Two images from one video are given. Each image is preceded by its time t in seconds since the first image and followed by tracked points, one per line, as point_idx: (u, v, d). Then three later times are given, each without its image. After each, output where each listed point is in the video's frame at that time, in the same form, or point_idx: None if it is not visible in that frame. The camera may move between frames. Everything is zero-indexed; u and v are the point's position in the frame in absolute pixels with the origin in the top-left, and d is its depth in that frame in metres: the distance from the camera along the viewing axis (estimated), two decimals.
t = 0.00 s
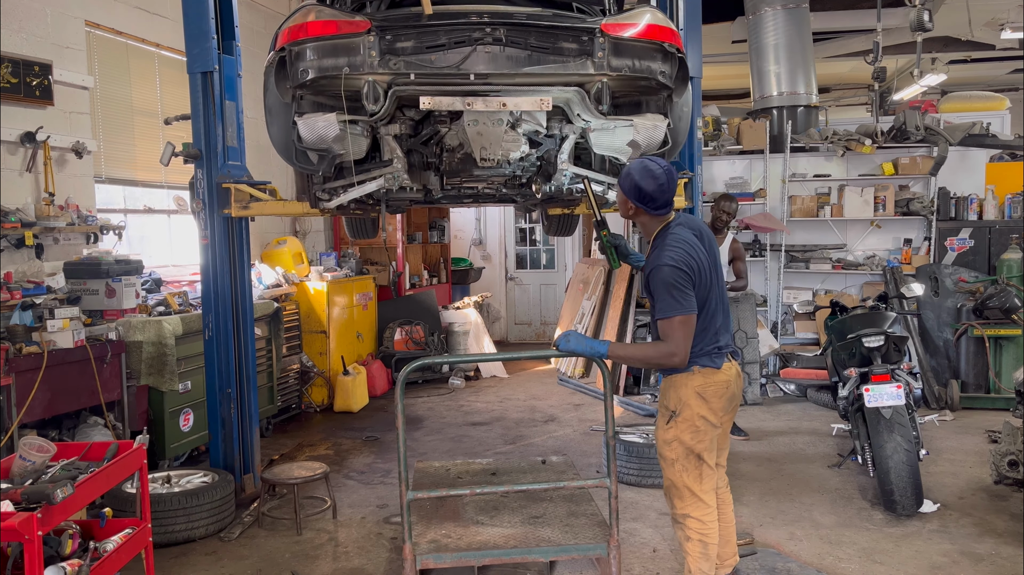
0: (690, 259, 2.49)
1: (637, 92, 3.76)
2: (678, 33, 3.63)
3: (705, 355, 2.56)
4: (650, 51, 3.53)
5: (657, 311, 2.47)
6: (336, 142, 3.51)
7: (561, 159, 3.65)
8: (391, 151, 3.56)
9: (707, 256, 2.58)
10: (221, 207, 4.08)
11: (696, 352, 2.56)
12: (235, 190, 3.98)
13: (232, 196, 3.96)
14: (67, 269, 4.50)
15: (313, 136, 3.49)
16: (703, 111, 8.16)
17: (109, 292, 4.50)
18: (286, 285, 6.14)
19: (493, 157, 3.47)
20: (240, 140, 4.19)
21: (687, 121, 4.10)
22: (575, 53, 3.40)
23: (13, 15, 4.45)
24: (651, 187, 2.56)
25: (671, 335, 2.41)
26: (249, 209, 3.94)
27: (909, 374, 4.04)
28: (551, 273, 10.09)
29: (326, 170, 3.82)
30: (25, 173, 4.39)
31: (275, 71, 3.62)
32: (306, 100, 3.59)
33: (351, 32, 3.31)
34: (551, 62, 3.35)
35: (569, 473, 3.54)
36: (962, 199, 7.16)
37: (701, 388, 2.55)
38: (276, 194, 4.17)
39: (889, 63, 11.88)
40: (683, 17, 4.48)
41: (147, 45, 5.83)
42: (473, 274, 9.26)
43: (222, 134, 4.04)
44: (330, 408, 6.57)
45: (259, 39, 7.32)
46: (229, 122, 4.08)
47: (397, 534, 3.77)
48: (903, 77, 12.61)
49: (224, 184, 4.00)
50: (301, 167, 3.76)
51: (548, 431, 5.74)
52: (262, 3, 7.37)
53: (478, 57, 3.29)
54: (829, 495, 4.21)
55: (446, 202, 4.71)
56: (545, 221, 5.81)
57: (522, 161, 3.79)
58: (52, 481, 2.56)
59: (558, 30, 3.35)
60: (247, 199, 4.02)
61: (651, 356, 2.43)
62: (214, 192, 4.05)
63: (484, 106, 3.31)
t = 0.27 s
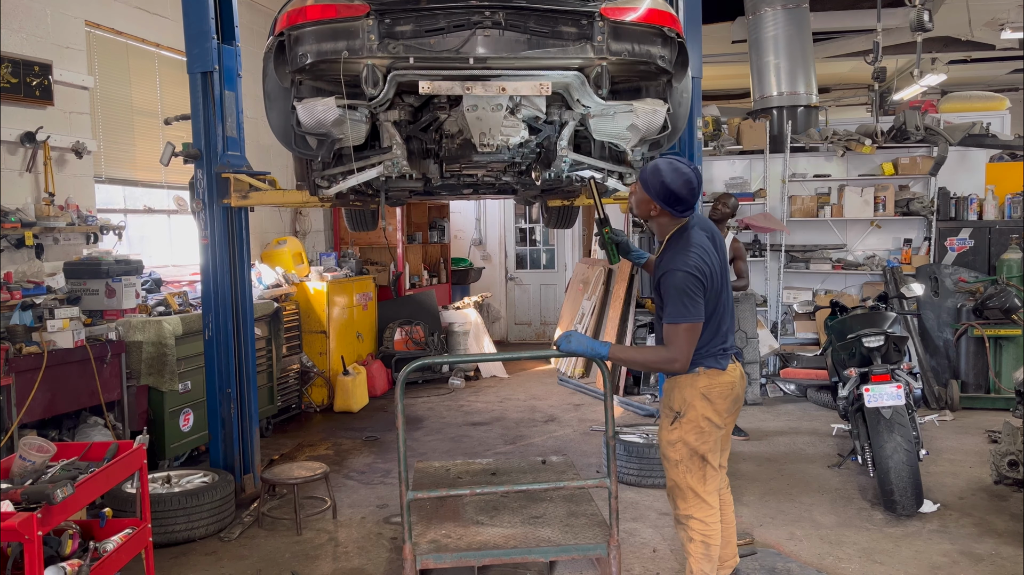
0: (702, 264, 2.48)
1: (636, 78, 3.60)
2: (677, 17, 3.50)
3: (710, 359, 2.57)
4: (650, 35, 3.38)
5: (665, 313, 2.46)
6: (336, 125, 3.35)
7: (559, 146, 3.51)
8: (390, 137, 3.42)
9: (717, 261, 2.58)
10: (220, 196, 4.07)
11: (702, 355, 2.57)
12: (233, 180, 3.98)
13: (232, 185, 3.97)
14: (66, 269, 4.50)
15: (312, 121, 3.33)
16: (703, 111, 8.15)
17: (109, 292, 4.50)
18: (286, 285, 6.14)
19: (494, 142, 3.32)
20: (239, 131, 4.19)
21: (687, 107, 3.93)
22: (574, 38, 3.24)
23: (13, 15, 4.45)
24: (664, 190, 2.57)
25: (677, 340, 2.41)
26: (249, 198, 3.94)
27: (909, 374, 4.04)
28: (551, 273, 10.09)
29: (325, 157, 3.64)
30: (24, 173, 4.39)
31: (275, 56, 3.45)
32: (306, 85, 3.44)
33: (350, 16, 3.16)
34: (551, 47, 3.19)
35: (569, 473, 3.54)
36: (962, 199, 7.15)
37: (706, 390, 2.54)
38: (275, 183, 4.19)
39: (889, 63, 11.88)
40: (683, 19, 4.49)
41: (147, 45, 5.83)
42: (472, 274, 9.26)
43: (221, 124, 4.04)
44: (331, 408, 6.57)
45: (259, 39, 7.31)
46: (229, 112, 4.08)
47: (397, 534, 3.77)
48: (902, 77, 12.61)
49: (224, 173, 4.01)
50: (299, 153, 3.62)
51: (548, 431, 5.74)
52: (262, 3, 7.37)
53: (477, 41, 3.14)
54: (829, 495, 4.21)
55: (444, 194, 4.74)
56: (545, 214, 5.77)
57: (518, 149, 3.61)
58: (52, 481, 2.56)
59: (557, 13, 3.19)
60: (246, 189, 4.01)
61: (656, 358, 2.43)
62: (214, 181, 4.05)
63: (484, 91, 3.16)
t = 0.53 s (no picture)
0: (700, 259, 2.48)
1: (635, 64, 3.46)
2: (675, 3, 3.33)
3: (708, 356, 2.56)
4: (650, 21, 3.23)
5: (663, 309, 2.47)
6: (337, 113, 3.27)
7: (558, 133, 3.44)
8: (389, 126, 3.33)
9: (716, 257, 2.58)
10: (219, 188, 4.06)
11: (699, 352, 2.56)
12: (233, 172, 4.00)
13: (231, 176, 3.99)
14: (67, 269, 4.49)
15: (311, 108, 3.25)
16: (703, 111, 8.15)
17: (109, 292, 4.50)
18: (286, 285, 6.15)
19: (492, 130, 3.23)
20: (239, 123, 4.21)
21: (686, 93, 3.81)
22: (574, 24, 3.11)
23: (13, 15, 4.44)
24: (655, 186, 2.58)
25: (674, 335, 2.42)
26: (249, 189, 3.95)
27: (909, 374, 4.04)
28: (551, 273, 10.09)
29: (324, 145, 3.63)
30: (24, 173, 4.39)
31: (275, 43, 3.33)
32: (305, 73, 3.36)
33: (349, 2, 3.03)
34: (552, 35, 3.07)
35: (569, 473, 3.54)
36: (962, 199, 7.15)
37: (702, 391, 2.54)
38: (275, 175, 4.22)
39: (889, 63, 11.88)
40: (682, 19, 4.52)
41: (146, 45, 5.83)
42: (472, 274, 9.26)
43: (222, 117, 4.05)
44: (331, 408, 6.57)
45: (258, 38, 7.31)
46: (228, 106, 4.09)
47: (397, 534, 3.77)
48: (903, 78, 12.61)
49: (223, 165, 4.00)
50: (299, 140, 3.60)
51: (548, 430, 5.74)
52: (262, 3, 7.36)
53: (477, 27, 3.01)
54: (829, 495, 4.21)
55: (444, 185, 4.74)
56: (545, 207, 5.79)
57: (518, 135, 3.54)
58: (52, 481, 2.56)
59: None
60: (245, 180, 4.05)
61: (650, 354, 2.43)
62: (214, 174, 4.05)
63: (483, 78, 3.07)
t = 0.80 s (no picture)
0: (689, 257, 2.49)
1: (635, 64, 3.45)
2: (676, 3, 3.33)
3: (692, 357, 2.56)
4: (650, 21, 3.22)
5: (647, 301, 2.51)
6: (336, 113, 3.25)
7: (558, 132, 3.45)
8: (389, 126, 3.33)
9: (713, 258, 2.55)
10: (219, 188, 4.06)
11: (682, 351, 2.57)
12: (233, 172, 4.00)
13: (231, 176, 4.00)
14: (67, 269, 4.49)
15: (311, 108, 3.23)
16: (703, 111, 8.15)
17: (109, 292, 4.50)
18: (286, 285, 6.15)
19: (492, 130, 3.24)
20: (239, 123, 4.21)
21: (686, 92, 3.81)
22: (574, 23, 3.10)
23: (13, 15, 4.44)
24: (662, 175, 2.63)
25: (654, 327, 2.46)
26: (248, 189, 3.95)
27: (909, 374, 4.04)
28: (551, 273, 10.09)
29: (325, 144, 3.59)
30: (24, 173, 4.39)
31: (274, 42, 3.31)
32: (305, 73, 3.37)
33: (349, 2, 3.03)
34: (552, 34, 3.06)
35: (569, 473, 3.54)
36: (962, 199, 7.16)
37: (691, 392, 2.54)
38: (275, 175, 4.23)
39: (889, 63, 11.88)
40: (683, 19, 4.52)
41: (146, 45, 5.83)
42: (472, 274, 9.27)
43: (222, 117, 4.05)
44: (331, 408, 6.57)
45: (258, 39, 7.31)
46: (228, 105, 4.09)
47: (397, 534, 3.77)
48: (903, 77, 12.61)
49: (224, 165, 4.01)
50: (299, 140, 3.60)
51: (548, 430, 5.74)
52: (262, 3, 7.36)
53: (477, 26, 3.01)
54: (829, 495, 4.21)
55: (444, 185, 4.74)
56: (545, 206, 5.80)
57: (518, 135, 3.55)
58: (52, 481, 2.56)
59: None
60: (245, 180, 4.05)
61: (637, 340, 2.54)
62: (214, 174, 4.04)
63: (484, 77, 3.10)
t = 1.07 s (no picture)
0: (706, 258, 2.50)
1: (635, 64, 3.45)
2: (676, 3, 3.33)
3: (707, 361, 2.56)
4: (650, 21, 3.22)
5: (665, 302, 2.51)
6: (336, 113, 3.25)
7: (558, 132, 3.45)
8: (389, 126, 3.32)
9: (728, 259, 2.57)
10: (219, 188, 4.06)
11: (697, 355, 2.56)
12: (233, 172, 4.00)
13: (231, 176, 4.00)
14: (67, 269, 4.49)
15: (311, 108, 3.22)
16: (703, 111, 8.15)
17: (109, 292, 4.50)
18: (286, 285, 6.15)
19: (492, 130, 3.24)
20: (239, 123, 4.21)
21: (686, 93, 3.80)
22: (574, 24, 3.10)
23: (14, 15, 4.43)
24: (677, 173, 2.63)
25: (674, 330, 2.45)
26: (248, 189, 3.95)
27: (909, 374, 4.04)
28: (551, 273, 10.09)
29: (325, 144, 3.61)
30: (25, 173, 4.39)
31: (274, 42, 3.31)
32: (305, 73, 3.37)
33: (349, 2, 3.03)
34: (551, 34, 3.06)
35: (569, 473, 3.54)
36: (962, 199, 7.16)
37: (694, 390, 2.54)
38: (275, 175, 4.24)
39: (889, 63, 11.88)
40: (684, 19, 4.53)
41: (146, 45, 5.83)
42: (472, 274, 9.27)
43: (222, 117, 4.05)
44: (330, 408, 6.57)
45: (258, 39, 7.31)
46: (228, 105, 4.09)
47: (397, 534, 3.77)
48: (903, 77, 12.61)
49: (224, 164, 4.00)
50: (299, 140, 3.59)
51: (548, 430, 5.74)
52: (262, 3, 7.36)
53: (477, 26, 3.01)
54: (829, 495, 4.21)
55: (444, 185, 4.74)
56: (545, 206, 5.81)
57: (518, 135, 3.55)
58: (52, 481, 2.56)
59: None
60: (245, 180, 4.05)
61: (656, 343, 2.53)
62: (214, 174, 4.04)
63: (483, 77, 3.10)
